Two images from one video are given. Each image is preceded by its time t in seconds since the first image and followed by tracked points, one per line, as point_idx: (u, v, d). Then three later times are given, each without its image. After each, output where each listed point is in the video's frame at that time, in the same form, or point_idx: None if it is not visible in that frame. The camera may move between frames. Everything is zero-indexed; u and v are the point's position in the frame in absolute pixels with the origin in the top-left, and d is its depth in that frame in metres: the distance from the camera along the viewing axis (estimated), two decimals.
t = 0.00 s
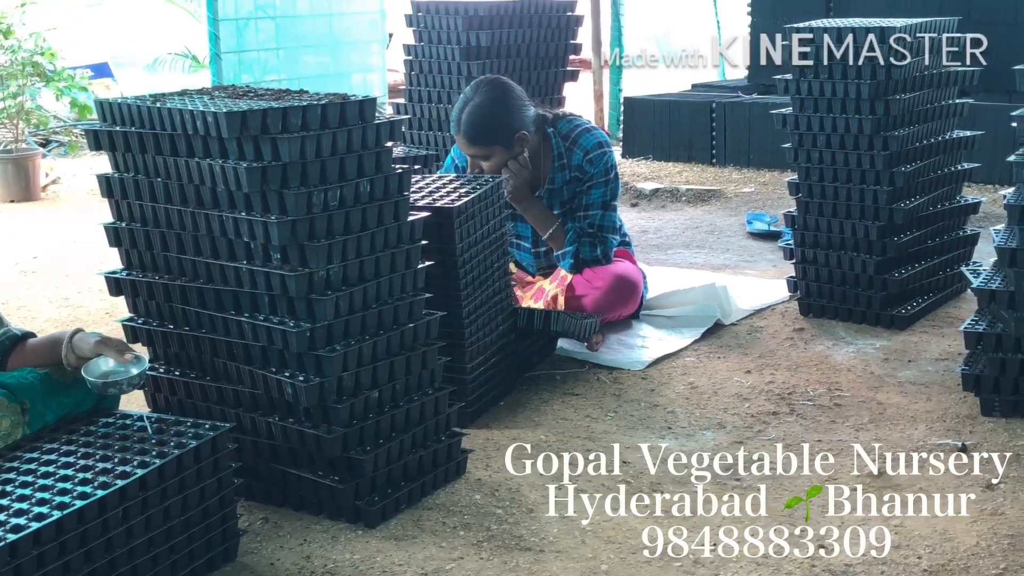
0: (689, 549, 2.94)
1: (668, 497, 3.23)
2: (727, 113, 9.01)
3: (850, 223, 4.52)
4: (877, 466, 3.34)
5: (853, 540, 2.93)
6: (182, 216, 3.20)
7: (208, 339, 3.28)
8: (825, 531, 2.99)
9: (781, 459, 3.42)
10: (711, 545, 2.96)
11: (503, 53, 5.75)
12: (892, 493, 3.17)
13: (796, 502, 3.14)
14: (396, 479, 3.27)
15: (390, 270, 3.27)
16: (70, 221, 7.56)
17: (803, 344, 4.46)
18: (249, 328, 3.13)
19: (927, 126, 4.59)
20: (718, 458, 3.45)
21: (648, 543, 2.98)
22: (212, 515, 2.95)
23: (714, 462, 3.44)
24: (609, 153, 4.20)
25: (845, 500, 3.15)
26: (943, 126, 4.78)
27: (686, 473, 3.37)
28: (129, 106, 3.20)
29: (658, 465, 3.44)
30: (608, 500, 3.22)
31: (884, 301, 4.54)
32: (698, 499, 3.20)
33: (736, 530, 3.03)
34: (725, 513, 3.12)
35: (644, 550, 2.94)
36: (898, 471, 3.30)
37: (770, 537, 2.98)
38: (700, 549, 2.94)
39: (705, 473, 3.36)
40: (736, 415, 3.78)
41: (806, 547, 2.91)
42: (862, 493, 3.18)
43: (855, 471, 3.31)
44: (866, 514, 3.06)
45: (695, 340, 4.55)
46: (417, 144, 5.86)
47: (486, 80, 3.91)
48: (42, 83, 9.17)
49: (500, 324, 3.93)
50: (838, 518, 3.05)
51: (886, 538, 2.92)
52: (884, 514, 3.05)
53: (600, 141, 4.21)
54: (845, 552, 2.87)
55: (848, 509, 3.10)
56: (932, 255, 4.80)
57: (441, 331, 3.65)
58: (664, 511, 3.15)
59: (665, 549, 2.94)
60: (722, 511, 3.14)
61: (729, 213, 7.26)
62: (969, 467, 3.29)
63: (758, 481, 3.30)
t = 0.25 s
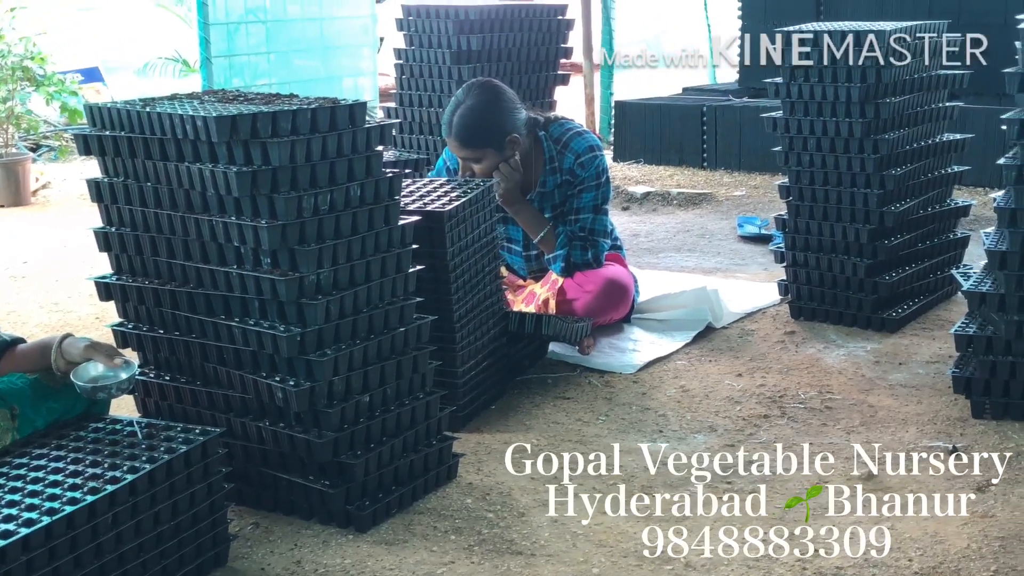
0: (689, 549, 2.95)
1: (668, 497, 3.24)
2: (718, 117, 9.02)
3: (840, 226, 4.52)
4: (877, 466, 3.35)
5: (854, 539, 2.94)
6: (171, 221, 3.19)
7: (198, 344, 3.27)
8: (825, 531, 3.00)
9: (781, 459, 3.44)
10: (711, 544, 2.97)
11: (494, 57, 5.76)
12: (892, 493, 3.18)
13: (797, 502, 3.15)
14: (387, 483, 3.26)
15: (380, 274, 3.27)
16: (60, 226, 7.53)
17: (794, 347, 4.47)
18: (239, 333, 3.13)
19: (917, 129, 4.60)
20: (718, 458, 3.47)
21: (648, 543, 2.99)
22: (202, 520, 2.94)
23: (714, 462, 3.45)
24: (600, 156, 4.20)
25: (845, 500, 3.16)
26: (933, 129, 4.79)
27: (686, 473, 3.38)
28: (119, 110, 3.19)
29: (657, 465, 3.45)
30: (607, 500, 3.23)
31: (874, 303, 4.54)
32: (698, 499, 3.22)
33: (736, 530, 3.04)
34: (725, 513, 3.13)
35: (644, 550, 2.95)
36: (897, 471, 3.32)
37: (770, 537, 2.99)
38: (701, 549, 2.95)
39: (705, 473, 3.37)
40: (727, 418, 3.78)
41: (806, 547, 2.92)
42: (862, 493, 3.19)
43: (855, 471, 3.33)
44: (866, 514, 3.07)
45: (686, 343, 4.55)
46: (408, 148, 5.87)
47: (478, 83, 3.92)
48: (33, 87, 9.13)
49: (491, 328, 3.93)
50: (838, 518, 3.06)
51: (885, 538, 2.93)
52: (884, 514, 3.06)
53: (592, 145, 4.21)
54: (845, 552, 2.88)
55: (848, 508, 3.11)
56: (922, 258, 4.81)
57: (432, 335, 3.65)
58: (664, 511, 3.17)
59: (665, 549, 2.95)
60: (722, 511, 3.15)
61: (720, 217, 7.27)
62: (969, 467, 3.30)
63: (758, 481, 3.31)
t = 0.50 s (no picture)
0: (688, 549, 2.95)
1: (667, 497, 3.25)
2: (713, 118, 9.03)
3: (835, 226, 4.52)
4: (878, 466, 3.35)
5: (853, 539, 2.94)
6: (165, 221, 3.19)
7: (192, 344, 3.26)
8: (825, 531, 3.00)
9: (781, 459, 3.44)
10: (711, 545, 2.97)
11: (488, 57, 5.76)
12: (892, 493, 3.18)
13: (796, 503, 3.15)
14: (382, 484, 3.26)
15: (375, 274, 3.27)
16: (54, 227, 7.51)
17: (788, 347, 4.47)
18: (233, 333, 3.12)
19: (911, 129, 4.60)
20: (718, 458, 3.47)
21: (648, 542, 2.99)
22: (196, 521, 2.94)
23: (714, 462, 3.45)
24: (595, 158, 4.21)
25: (845, 500, 3.16)
26: (927, 130, 4.80)
27: (685, 473, 3.39)
28: (112, 111, 3.19)
29: (658, 464, 3.46)
30: (608, 500, 3.24)
31: (868, 304, 4.55)
32: (698, 499, 3.22)
33: (736, 530, 3.04)
34: (725, 513, 3.13)
35: (644, 550, 2.95)
36: (898, 471, 3.32)
37: (770, 537, 2.99)
38: (701, 549, 2.95)
39: (705, 473, 3.37)
40: (721, 418, 3.78)
41: (806, 547, 2.92)
42: (862, 493, 3.19)
43: (855, 471, 3.33)
44: (866, 514, 3.08)
45: (681, 344, 4.55)
46: (402, 148, 5.87)
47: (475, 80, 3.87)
48: (26, 88, 9.11)
49: (486, 328, 3.92)
50: (838, 518, 3.06)
51: (885, 538, 2.93)
52: (885, 514, 3.06)
53: (587, 146, 4.22)
54: (845, 551, 2.88)
55: (848, 508, 3.11)
56: (916, 258, 4.81)
57: (426, 335, 3.65)
58: (664, 511, 3.17)
59: (665, 549, 2.95)
60: (722, 511, 3.15)
61: (714, 217, 7.27)
62: (969, 467, 3.30)
63: (758, 481, 3.31)
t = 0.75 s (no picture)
0: (688, 549, 2.96)
1: (667, 497, 3.25)
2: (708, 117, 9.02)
3: (829, 226, 4.53)
4: (878, 466, 3.35)
5: (853, 539, 2.94)
6: (159, 221, 3.19)
7: (186, 345, 3.26)
8: (824, 531, 3.00)
9: (781, 459, 3.44)
10: (710, 545, 2.97)
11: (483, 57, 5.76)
12: (892, 493, 3.18)
13: (797, 502, 3.16)
14: (376, 484, 3.26)
15: (370, 274, 3.27)
16: (48, 227, 7.50)
17: (783, 347, 4.47)
18: (228, 334, 3.12)
19: (905, 129, 4.60)
20: (718, 458, 3.47)
21: (648, 542, 2.99)
22: (191, 521, 2.94)
23: (714, 462, 3.45)
24: (591, 158, 4.21)
25: (845, 500, 3.16)
26: (921, 129, 4.80)
27: (685, 473, 3.39)
28: (107, 110, 3.18)
29: (657, 464, 3.46)
30: (608, 500, 3.24)
31: (863, 303, 4.55)
32: (699, 499, 3.22)
33: (736, 530, 3.04)
34: (725, 513, 3.13)
35: (644, 550, 2.95)
36: (898, 471, 3.32)
37: (770, 537, 2.99)
38: (700, 549, 2.95)
39: (705, 473, 3.38)
40: (716, 418, 3.78)
41: (806, 547, 2.92)
42: (862, 493, 3.19)
43: (855, 471, 3.33)
44: (866, 514, 3.08)
45: (675, 343, 4.55)
46: (397, 148, 5.87)
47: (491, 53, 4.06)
48: (20, 88, 9.14)
49: (481, 328, 3.92)
50: (838, 518, 3.06)
51: (886, 539, 2.92)
52: (885, 514, 3.06)
53: (583, 145, 4.23)
54: (845, 551, 2.89)
55: (848, 509, 3.11)
56: (910, 257, 4.82)
57: (421, 335, 3.64)
58: (664, 511, 3.17)
59: (665, 549, 2.95)
60: (722, 511, 3.16)
61: (708, 217, 7.27)
62: (969, 467, 3.30)
63: (758, 481, 3.31)
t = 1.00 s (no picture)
0: (688, 549, 2.96)
1: (667, 497, 3.25)
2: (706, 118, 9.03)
3: (827, 226, 4.53)
4: (878, 466, 3.35)
5: (853, 540, 2.94)
6: (158, 222, 3.19)
7: (185, 345, 3.26)
8: (824, 531, 3.00)
9: (781, 459, 3.44)
10: (710, 545, 2.98)
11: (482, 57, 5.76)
12: (892, 493, 3.18)
13: (797, 502, 3.16)
14: (375, 485, 3.26)
15: (368, 275, 3.27)
16: (47, 228, 7.50)
17: (782, 347, 4.47)
18: (226, 334, 3.12)
19: (904, 129, 4.61)
20: (719, 458, 3.47)
21: (648, 543, 2.99)
22: (190, 522, 2.94)
23: (713, 462, 3.46)
24: (589, 158, 4.19)
25: (845, 500, 3.16)
26: (920, 130, 4.80)
27: (685, 473, 3.39)
28: (106, 111, 3.19)
29: (658, 465, 3.46)
30: (608, 500, 3.24)
31: (861, 303, 4.56)
32: (699, 499, 3.23)
33: (736, 530, 3.04)
34: (725, 513, 3.14)
35: (644, 550, 2.95)
36: (898, 471, 3.32)
37: (770, 537, 2.99)
38: (701, 549, 2.95)
39: (705, 473, 3.38)
40: (714, 418, 3.78)
41: (805, 547, 2.92)
42: (861, 493, 3.19)
43: (855, 471, 3.33)
44: (865, 514, 3.08)
45: (674, 343, 4.55)
46: (397, 149, 5.88)
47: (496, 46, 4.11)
48: (20, 88, 9.20)
49: (480, 328, 3.92)
50: (838, 518, 3.06)
51: (885, 538, 2.92)
52: (885, 514, 3.06)
53: (581, 145, 4.21)
54: (845, 552, 2.89)
55: (848, 509, 3.11)
56: (909, 258, 4.82)
57: (420, 335, 3.64)
58: (664, 511, 3.18)
59: (665, 549, 2.95)
60: (722, 511, 3.16)
61: (707, 217, 7.28)
62: (969, 467, 3.31)
63: (758, 481, 3.31)
